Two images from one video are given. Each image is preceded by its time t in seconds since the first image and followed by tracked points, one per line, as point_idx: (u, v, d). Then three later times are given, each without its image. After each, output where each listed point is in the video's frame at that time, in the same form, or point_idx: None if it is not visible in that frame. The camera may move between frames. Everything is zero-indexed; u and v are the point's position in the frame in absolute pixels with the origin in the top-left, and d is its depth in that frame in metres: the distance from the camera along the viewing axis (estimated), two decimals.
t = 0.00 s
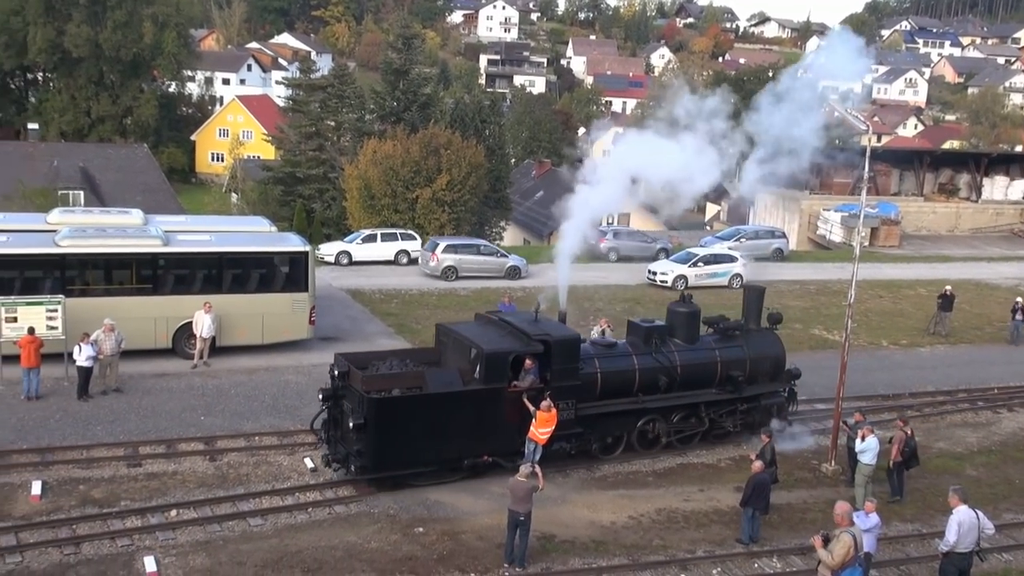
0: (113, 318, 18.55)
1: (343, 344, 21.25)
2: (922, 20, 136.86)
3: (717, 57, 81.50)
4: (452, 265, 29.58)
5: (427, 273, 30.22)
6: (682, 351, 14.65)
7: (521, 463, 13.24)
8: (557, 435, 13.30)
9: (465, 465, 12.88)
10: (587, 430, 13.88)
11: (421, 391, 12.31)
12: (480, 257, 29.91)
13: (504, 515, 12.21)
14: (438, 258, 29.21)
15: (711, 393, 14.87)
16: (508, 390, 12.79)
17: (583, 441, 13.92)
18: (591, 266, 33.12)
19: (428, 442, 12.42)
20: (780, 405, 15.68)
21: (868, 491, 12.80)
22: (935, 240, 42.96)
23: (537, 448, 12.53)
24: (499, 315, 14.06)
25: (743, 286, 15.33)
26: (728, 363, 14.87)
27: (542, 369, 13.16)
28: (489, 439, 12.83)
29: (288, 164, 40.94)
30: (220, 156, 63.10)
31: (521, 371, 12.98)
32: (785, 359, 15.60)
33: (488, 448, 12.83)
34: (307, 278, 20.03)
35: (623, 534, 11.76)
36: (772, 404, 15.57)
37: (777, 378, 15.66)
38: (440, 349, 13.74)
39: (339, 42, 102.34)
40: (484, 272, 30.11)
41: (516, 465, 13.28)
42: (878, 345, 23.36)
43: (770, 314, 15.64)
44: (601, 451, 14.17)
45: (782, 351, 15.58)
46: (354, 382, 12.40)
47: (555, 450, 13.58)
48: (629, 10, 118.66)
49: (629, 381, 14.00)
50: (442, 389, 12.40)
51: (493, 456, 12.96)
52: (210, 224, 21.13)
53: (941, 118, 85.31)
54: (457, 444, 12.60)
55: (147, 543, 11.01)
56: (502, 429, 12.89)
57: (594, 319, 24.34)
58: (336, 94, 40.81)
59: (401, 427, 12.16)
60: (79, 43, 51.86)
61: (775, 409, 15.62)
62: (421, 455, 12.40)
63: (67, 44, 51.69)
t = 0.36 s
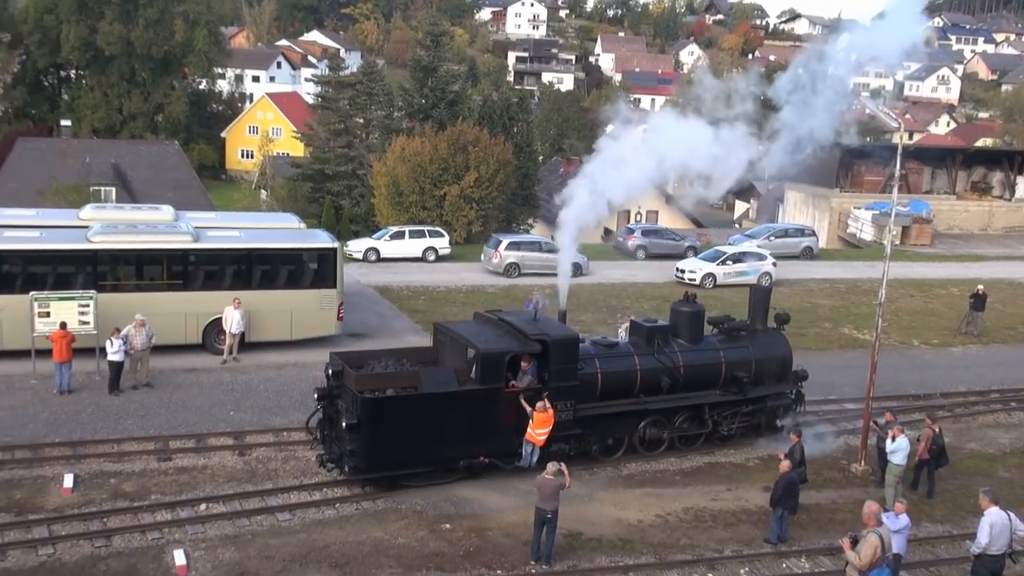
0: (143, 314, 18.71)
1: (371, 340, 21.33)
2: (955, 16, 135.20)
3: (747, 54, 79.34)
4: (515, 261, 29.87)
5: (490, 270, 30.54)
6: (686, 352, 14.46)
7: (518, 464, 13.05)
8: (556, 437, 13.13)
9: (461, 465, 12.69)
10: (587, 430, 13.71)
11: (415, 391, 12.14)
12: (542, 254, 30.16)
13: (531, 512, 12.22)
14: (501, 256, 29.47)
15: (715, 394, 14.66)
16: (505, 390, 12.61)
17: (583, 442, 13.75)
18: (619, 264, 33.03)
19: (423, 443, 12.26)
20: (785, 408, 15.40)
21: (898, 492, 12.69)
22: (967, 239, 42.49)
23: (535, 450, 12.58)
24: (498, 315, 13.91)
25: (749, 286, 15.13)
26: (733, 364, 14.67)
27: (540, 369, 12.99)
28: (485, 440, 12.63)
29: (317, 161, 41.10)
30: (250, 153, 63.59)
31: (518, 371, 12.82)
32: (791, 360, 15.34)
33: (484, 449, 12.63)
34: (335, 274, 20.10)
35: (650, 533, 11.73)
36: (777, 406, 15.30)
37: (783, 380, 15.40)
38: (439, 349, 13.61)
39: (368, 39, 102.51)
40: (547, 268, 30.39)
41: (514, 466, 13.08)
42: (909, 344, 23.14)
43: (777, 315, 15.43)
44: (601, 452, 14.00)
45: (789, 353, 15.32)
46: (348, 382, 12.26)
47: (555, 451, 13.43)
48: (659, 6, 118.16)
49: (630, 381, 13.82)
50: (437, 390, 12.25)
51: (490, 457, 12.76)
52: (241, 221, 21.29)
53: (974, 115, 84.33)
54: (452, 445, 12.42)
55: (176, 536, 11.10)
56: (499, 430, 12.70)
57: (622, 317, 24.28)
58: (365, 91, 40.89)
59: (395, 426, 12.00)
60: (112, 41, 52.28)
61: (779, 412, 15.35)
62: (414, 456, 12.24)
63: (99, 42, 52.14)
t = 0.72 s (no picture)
0: (182, 309, 18.92)
1: (407, 337, 21.42)
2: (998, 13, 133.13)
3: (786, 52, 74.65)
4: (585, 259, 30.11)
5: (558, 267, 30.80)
6: (695, 352, 14.09)
7: (522, 466, 12.78)
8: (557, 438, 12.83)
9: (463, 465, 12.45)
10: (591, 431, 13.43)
11: (414, 390, 11.90)
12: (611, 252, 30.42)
13: (565, 510, 12.22)
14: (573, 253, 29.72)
15: (725, 396, 14.28)
16: (506, 389, 12.30)
17: (588, 443, 13.47)
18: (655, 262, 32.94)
19: (422, 442, 12.02)
20: (797, 410, 14.97)
21: (937, 493, 12.53)
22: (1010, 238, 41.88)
23: (537, 450, 12.37)
24: (502, 313, 13.61)
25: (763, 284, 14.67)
26: (744, 365, 14.28)
27: (543, 369, 12.66)
28: (486, 440, 12.37)
29: (354, 157, 41.33)
30: (288, 149, 64.02)
31: (520, 371, 12.46)
32: (804, 362, 14.90)
33: (484, 449, 12.38)
34: (371, 270, 20.17)
35: (685, 531, 11.68)
36: (789, 409, 14.86)
37: (796, 382, 14.97)
38: (443, 347, 13.36)
39: (405, 36, 102.76)
40: (615, 266, 30.62)
41: (517, 467, 12.82)
42: (949, 344, 22.85)
43: (791, 315, 15.01)
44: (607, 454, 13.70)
45: (802, 354, 14.89)
46: (348, 380, 12.05)
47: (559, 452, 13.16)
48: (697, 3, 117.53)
49: (638, 381, 13.48)
50: (438, 389, 11.98)
51: (491, 457, 12.52)
52: (279, 217, 21.47)
53: (1018, 113, 83.06)
54: (452, 444, 12.18)
55: (214, 529, 11.23)
56: (501, 430, 12.43)
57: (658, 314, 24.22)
58: (401, 88, 41.13)
59: (393, 425, 11.78)
60: (153, 39, 52.95)
61: (792, 415, 14.93)
62: (414, 456, 12.02)
63: (140, 39, 52.82)
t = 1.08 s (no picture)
0: (218, 303, 19.10)
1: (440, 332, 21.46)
2: None
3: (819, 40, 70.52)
4: (652, 255, 30.22)
5: (628, 263, 31.02)
6: (700, 352, 13.78)
7: (520, 465, 12.67)
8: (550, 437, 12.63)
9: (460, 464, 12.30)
10: (590, 430, 13.23)
11: (409, 388, 11.77)
12: (678, 248, 30.46)
13: (597, 506, 12.20)
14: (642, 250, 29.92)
15: (730, 396, 13.97)
16: (504, 387, 12.16)
17: (587, 443, 13.29)
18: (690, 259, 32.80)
19: (418, 440, 11.89)
20: (805, 411, 14.60)
21: (974, 493, 12.38)
22: None
23: (534, 449, 12.24)
24: (503, 311, 13.49)
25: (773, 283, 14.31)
26: (749, 365, 13.94)
27: (542, 367, 12.52)
28: (483, 439, 12.22)
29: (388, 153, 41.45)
30: (323, 145, 64.28)
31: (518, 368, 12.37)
32: (814, 362, 14.49)
33: (481, 447, 12.22)
34: (405, 266, 20.24)
35: (717, 529, 11.62)
36: (797, 410, 14.51)
37: (805, 383, 14.59)
38: (443, 345, 13.27)
39: (440, 32, 102.84)
40: (683, 262, 30.62)
41: (516, 466, 12.68)
42: (988, 343, 22.56)
43: (801, 314, 14.58)
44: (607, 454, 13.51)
45: (811, 354, 14.47)
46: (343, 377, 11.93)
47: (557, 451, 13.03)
48: None
49: (640, 381, 13.24)
50: (434, 388, 11.86)
51: (489, 457, 12.36)
52: (314, 211, 21.63)
53: None
54: (448, 443, 12.03)
55: (249, 521, 11.33)
56: (499, 430, 12.28)
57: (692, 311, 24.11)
58: (436, 84, 41.20)
59: (388, 423, 11.66)
60: (190, 35, 53.53)
61: (799, 416, 14.56)
62: (409, 454, 11.88)
63: (178, 35, 53.44)
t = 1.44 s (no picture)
0: (249, 296, 19.25)
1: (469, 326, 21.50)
2: None
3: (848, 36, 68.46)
4: (714, 250, 30.62)
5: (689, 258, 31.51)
6: (699, 350, 13.57)
7: (511, 463, 12.50)
8: (541, 435, 12.42)
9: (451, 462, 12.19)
10: (584, 427, 13.05)
11: (398, 385, 11.66)
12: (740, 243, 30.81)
13: (625, 501, 12.18)
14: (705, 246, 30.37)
15: (729, 395, 13.73)
16: (494, 384, 12.02)
17: (581, 441, 13.10)
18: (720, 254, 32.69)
19: (406, 438, 11.80)
20: (807, 411, 14.26)
21: (1007, 492, 12.24)
22: None
23: (524, 447, 12.08)
24: (497, 306, 13.35)
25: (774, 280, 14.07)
26: (749, 363, 13.72)
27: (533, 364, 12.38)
28: (473, 436, 12.10)
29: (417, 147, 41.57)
30: (353, 139, 64.50)
31: (511, 365, 12.23)
32: (815, 360, 14.21)
33: (472, 445, 12.10)
34: (435, 260, 20.25)
35: (746, 525, 11.58)
36: (798, 409, 14.16)
37: (807, 381, 14.30)
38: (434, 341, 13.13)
39: (470, 26, 102.85)
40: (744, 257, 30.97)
41: (507, 464, 12.54)
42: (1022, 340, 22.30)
43: (803, 312, 14.35)
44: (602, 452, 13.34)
45: (813, 352, 14.19)
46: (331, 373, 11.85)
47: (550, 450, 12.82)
48: None
49: (636, 378, 13.05)
50: (422, 385, 11.74)
51: (480, 454, 12.24)
52: (344, 206, 21.71)
53: None
54: (437, 440, 11.92)
55: (278, 512, 11.42)
56: (489, 428, 12.16)
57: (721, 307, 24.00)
58: (466, 78, 41.87)
59: (375, 421, 11.57)
60: (222, 30, 54.18)
61: (801, 415, 14.23)
62: (397, 451, 11.79)
63: (210, 30, 54.03)
